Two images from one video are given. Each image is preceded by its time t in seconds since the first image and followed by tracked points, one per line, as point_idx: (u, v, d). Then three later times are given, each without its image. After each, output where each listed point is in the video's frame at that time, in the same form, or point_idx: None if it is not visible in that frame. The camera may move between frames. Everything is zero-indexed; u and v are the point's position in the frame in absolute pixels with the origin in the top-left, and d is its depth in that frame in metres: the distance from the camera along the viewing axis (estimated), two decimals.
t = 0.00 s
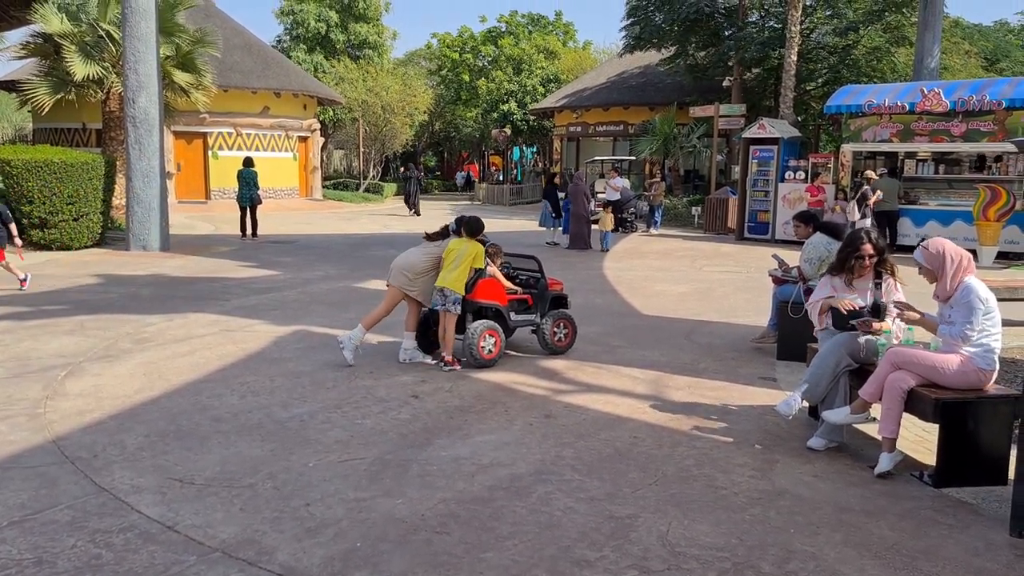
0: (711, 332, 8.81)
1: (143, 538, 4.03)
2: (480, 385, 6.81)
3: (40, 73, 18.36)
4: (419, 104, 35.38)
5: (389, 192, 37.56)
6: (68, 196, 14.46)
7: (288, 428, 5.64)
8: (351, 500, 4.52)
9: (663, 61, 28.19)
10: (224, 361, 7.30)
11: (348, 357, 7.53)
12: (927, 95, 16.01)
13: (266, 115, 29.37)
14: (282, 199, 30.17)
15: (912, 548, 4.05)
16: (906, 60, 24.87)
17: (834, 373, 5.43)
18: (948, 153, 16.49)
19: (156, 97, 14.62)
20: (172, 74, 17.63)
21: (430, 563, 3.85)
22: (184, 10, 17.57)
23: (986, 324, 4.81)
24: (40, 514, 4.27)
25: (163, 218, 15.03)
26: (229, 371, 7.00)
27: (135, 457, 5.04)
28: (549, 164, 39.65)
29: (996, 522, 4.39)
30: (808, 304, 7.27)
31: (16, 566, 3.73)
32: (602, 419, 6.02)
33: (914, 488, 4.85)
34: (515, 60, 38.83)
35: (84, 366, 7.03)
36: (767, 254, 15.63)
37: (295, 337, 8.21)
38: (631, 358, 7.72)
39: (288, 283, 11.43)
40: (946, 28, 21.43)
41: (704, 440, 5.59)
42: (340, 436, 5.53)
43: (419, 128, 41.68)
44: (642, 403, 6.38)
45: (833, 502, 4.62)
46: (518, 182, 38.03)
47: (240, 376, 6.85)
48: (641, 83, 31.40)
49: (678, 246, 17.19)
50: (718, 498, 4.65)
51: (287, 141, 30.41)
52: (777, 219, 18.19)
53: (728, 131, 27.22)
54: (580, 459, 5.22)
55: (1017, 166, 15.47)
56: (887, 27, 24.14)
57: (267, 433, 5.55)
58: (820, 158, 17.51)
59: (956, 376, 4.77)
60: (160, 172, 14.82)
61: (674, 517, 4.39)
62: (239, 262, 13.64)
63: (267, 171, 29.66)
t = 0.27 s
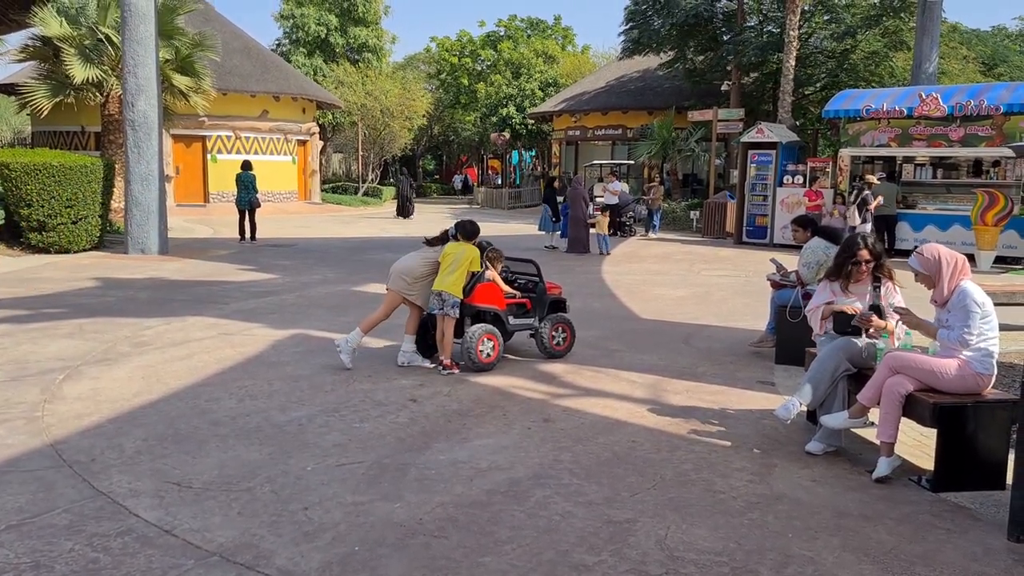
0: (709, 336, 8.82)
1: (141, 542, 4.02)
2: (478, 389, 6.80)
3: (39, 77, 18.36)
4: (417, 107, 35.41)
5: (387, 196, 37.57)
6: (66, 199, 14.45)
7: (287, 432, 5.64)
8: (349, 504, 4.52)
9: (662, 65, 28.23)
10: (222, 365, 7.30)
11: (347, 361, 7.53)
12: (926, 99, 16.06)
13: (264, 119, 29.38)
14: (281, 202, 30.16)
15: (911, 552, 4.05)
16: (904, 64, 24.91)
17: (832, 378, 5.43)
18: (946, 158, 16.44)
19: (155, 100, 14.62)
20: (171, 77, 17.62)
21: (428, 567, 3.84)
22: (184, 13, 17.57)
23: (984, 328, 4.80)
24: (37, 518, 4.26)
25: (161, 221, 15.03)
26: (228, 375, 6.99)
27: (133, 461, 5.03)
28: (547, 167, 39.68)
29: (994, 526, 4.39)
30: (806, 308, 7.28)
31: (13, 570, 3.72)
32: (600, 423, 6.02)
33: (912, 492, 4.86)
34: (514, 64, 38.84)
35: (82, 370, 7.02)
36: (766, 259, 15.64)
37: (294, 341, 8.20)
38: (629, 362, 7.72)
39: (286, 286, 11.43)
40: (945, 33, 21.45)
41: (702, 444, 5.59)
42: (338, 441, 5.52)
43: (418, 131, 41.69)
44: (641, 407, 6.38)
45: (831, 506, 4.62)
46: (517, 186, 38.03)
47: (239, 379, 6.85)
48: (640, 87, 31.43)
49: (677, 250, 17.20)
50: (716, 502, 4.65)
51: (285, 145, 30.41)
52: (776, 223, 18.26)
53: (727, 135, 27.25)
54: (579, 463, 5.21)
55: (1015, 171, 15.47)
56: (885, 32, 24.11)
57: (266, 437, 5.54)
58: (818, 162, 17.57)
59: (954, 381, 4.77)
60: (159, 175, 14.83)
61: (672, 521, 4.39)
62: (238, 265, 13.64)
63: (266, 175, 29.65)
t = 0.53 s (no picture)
0: (708, 338, 8.82)
1: (139, 543, 4.01)
2: (477, 390, 6.80)
3: (38, 77, 18.35)
4: (417, 109, 35.42)
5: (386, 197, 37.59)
6: (65, 200, 14.45)
7: (285, 433, 5.64)
8: (348, 505, 4.52)
9: (662, 67, 28.26)
10: (221, 366, 7.29)
11: (346, 362, 7.53)
12: (924, 102, 16.07)
13: (264, 120, 29.38)
14: (280, 204, 30.14)
15: (909, 555, 4.05)
16: (903, 67, 24.91)
17: (832, 379, 5.42)
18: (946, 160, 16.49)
19: (154, 101, 14.62)
20: (171, 78, 17.62)
21: (426, 568, 3.84)
22: (184, 14, 17.56)
23: (983, 329, 4.81)
24: (35, 519, 4.25)
25: (160, 222, 15.02)
26: (226, 376, 6.98)
27: (131, 462, 5.02)
28: (547, 169, 39.69)
29: (993, 529, 4.39)
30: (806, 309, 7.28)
31: (11, 571, 3.72)
32: (599, 424, 6.02)
33: (911, 494, 4.85)
34: (514, 65, 38.81)
35: (81, 371, 7.01)
36: (765, 261, 15.65)
37: (292, 342, 8.20)
38: (628, 364, 7.72)
39: (286, 287, 11.43)
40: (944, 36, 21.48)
41: (701, 446, 5.59)
42: (337, 442, 5.51)
43: (417, 133, 41.70)
44: (640, 409, 6.38)
45: (830, 508, 4.62)
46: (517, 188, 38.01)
47: (237, 381, 6.84)
48: (640, 89, 31.43)
49: (677, 252, 17.21)
50: (715, 504, 4.64)
51: (284, 146, 30.42)
52: (775, 225, 18.20)
53: (726, 137, 27.26)
54: (578, 465, 5.21)
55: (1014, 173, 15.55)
56: (885, 34, 24.18)
57: (264, 438, 5.54)
58: (817, 164, 17.69)
59: (953, 383, 4.77)
60: (158, 176, 14.82)
61: (671, 523, 4.38)
62: (237, 266, 13.64)
63: (265, 176, 29.64)
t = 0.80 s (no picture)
0: (707, 340, 8.83)
1: (137, 544, 4.01)
2: (476, 392, 6.79)
3: (37, 78, 18.35)
4: (416, 111, 35.45)
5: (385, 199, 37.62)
6: (64, 201, 14.44)
7: (284, 435, 5.64)
8: (346, 507, 4.51)
9: (661, 70, 28.31)
10: (219, 367, 7.29)
11: (345, 364, 7.53)
12: (923, 105, 16.10)
13: (263, 122, 29.39)
14: (279, 205, 30.12)
15: (907, 557, 4.05)
16: (901, 70, 24.96)
17: (830, 382, 5.43)
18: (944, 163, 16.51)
19: (153, 102, 14.62)
20: (170, 79, 17.62)
21: (425, 570, 3.83)
22: (183, 15, 17.57)
23: (982, 332, 4.81)
24: (33, 519, 4.25)
25: (159, 223, 15.02)
26: (225, 377, 6.98)
27: (130, 463, 5.02)
28: (546, 171, 39.71)
29: (991, 531, 4.40)
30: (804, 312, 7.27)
31: (9, 572, 3.71)
32: (598, 426, 6.02)
33: (909, 497, 4.86)
34: (513, 67, 38.82)
35: (79, 371, 7.01)
36: (764, 263, 15.67)
37: (291, 343, 8.20)
38: (627, 366, 7.72)
39: (284, 288, 11.42)
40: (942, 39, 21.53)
41: (699, 448, 5.60)
42: (335, 443, 5.51)
43: (416, 134, 41.73)
44: (639, 411, 6.38)
45: (828, 511, 4.62)
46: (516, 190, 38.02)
47: (236, 382, 6.83)
48: (639, 91, 31.45)
49: (675, 255, 17.22)
50: (714, 506, 4.64)
51: (283, 147, 30.44)
52: (773, 228, 18.24)
53: (725, 139, 27.29)
54: (576, 467, 5.21)
55: (1012, 176, 15.60)
56: (883, 37, 24.28)
57: (263, 439, 5.54)
58: (816, 167, 17.78)
59: (952, 386, 4.78)
60: (157, 177, 14.82)
61: (669, 525, 4.38)
62: (235, 267, 13.64)
63: (264, 178, 29.64)
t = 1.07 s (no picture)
0: (705, 343, 8.83)
1: (135, 547, 4.01)
2: (474, 395, 6.80)
3: (36, 81, 18.35)
4: (415, 114, 35.48)
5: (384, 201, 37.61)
6: (63, 204, 14.44)
7: (282, 437, 5.64)
8: (344, 510, 4.52)
9: (660, 73, 28.34)
10: (218, 369, 7.29)
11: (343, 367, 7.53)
12: (921, 108, 16.10)
13: (262, 124, 29.40)
14: (278, 208, 30.12)
15: (905, 560, 4.05)
16: (900, 73, 24.97)
17: (829, 385, 5.43)
18: (942, 167, 16.62)
19: (152, 105, 14.63)
20: (169, 82, 17.63)
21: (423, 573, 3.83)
22: (182, 18, 17.58)
23: (980, 336, 4.82)
24: (32, 522, 4.25)
25: (158, 225, 15.01)
26: (223, 380, 6.98)
27: (128, 466, 5.02)
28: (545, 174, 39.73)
29: (989, 535, 4.40)
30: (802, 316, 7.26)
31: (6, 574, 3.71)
32: (596, 429, 6.02)
33: (907, 500, 4.86)
34: (512, 70, 38.82)
35: (78, 374, 7.01)
36: (762, 266, 15.67)
37: (290, 346, 8.20)
38: (625, 369, 7.73)
39: (283, 291, 11.42)
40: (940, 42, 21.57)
41: (698, 451, 5.60)
42: (334, 446, 5.52)
43: (415, 137, 41.76)
44: (637, 414, 6.38)
45: (827, 514, 4.62)
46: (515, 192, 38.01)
47: (234, 385, 6.83)
48: (638, 94, 31.47)
49: (675, 258, 17.22)
50: (712, 509, 4.65)
51: (283, 150, 30.45)
52: (772, 231, 18.25)
53: (724, 142, 27.32)
54: (574, 470, 5.21)
55: (1010, 180, 15.66)
56: (882, 40, 24.32)
57: (261, 442, 5.54)
58: (814, 170, 17.75)
59: (950, 390, 4.79)
60: (156, 180, 14.82)
61: (668, 528, 4.38)
62: (234, 270, 13.64)
63: (263, 180, 29.63)
